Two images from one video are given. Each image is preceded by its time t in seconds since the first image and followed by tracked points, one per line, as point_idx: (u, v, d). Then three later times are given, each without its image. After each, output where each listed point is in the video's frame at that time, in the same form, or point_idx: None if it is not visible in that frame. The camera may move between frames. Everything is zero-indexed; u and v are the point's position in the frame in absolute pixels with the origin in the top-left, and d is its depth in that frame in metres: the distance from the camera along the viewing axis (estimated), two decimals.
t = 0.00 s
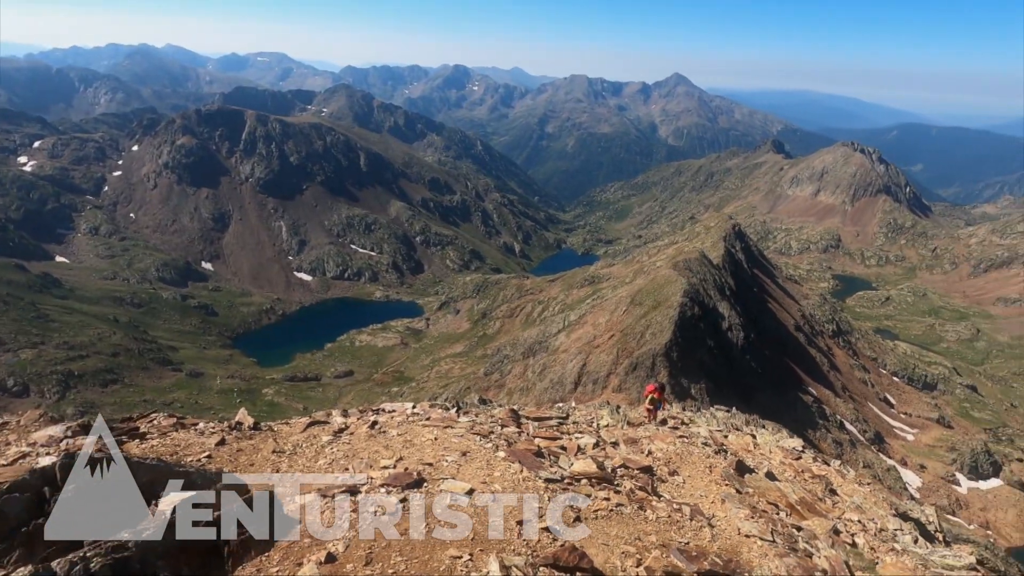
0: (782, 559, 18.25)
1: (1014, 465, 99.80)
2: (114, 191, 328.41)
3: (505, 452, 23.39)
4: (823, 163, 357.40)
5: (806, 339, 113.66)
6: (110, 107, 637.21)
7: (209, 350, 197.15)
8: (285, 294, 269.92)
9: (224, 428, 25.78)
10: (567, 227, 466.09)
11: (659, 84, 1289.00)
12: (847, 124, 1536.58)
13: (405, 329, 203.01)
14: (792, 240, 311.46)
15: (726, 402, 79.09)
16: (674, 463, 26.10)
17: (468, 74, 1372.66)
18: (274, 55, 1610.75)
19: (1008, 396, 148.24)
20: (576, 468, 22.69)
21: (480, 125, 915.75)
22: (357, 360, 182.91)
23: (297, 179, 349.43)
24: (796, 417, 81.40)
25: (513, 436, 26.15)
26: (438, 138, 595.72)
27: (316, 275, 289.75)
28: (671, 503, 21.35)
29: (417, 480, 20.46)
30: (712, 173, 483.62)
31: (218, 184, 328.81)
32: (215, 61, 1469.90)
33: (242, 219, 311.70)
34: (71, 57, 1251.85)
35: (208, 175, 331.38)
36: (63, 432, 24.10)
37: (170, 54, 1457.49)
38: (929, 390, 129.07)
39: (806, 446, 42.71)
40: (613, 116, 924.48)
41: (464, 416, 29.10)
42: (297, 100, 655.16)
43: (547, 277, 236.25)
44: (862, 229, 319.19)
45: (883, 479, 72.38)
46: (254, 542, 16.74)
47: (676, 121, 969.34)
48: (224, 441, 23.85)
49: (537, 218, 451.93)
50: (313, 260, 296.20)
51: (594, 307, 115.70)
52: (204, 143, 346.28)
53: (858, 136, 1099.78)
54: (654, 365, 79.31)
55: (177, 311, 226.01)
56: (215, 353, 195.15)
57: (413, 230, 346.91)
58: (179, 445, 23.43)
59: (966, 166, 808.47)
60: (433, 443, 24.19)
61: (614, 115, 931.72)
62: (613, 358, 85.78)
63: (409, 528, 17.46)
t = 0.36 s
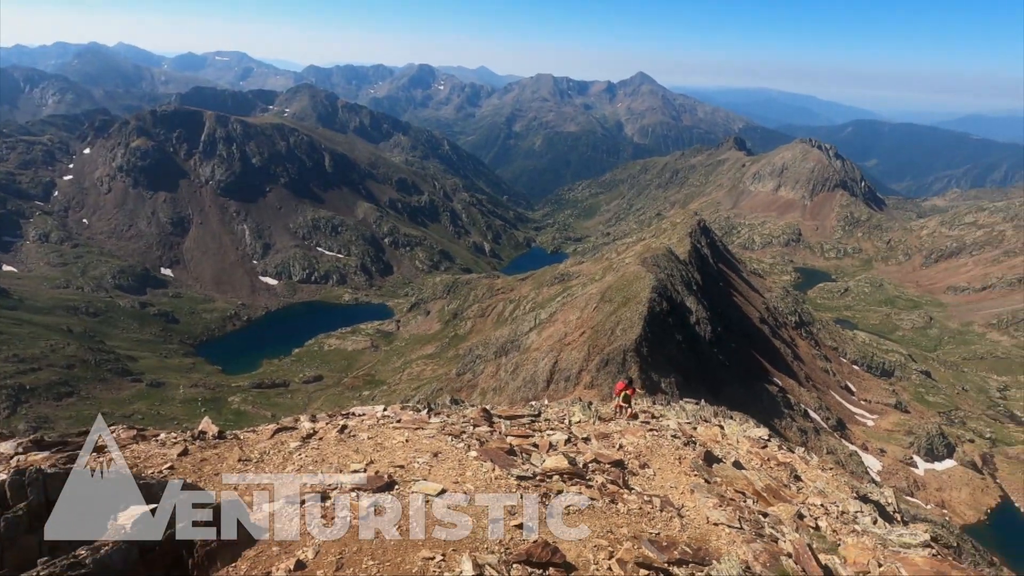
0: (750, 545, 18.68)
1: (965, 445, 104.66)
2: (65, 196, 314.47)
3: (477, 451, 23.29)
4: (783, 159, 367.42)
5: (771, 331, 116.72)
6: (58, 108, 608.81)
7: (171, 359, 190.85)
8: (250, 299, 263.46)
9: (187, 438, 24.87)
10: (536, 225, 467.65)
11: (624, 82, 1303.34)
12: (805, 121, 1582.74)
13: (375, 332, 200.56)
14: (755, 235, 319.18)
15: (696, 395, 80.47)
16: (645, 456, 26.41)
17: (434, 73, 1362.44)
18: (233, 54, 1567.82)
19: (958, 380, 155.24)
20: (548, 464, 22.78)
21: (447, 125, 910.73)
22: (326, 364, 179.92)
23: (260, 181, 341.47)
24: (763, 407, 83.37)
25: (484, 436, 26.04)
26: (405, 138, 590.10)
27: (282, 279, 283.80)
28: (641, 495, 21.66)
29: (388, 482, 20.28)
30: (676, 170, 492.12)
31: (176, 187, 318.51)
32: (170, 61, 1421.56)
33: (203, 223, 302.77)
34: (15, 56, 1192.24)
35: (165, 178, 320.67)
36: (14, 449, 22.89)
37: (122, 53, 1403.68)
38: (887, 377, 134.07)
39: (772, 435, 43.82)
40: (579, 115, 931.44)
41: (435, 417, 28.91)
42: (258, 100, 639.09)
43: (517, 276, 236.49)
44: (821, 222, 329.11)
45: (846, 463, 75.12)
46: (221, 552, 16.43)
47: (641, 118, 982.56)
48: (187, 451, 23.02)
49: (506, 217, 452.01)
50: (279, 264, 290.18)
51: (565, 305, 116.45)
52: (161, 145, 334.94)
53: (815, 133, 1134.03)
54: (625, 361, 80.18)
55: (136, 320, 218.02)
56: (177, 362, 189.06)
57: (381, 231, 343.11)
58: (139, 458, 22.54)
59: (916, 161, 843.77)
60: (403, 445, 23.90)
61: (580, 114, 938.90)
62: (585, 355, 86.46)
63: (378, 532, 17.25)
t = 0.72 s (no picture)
0: (720, 534, 19.03)
1: (924, 429, 108.87)
2: (15, 201, 300.80)
3: (450, 451, 23.15)
4: (748, 155, 375.79)
5: (739, 325, 119.29)
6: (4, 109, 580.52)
7: (134, 368, 184.53)
8: (215, 305, 256.80)
9: (149, 448, 23.97)
10: (507, 224, 468.02)
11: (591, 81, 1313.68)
12: (767, 119, 1622.13)
13: (346, 335, 197.79)
14: (722, 230, 325.82)
15: (667, 388, 81.58)
16: (617, 451, 26.67)
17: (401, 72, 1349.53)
18: (192, 53, 1522.33)
19: (916, 367, 161.43)
20: (522, 462, 22.83)
21: (415, 124, 903.48)
22: (296, 369, 176.70)
23: (223, 184, 333.07)
24: (733, 399, 84.96)
25: (458, 436, 25.92)
26: (372, 138, 583.24)
27: (249, 284, 277.53)
28: (615, 489, 21.87)
29: (361, 485, 20.06)
30: (645, 167, 498.86)
31: (135, 191, 308.09)
32: (125, 60, 1373.50)
33: (164, 227, 293.79)
34: None
35: (123, 181, 309.75)
36: None
37: (74, 52, 1350.33)
38: (850, 366, 138.40)
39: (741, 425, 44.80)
40: (548, 114, 935.80)
41: (408, 419, 28.62)
42: (219, 100, 621.79)
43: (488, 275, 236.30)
44: (784, 217, 337.63)
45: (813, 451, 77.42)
46: (188, 564, 16.03)
47: (609, 117, 993.23)
48: (151, 462, 22.19)
49: (478, 217, 451.20)
50: (245, 268, 283.75)
51: (538, 303, 116.82)
52: (118, 147, 323.40)
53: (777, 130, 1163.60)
54: (598, 357, 80.90)
55: (95, 328, 210.07)
56: (140, 371, 182.91)
57: (351, 233, 338.63)
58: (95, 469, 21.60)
59: (873, 157, 874.19)
60: (375, 449, 23.59)
61: (549, 113, 943.17)
62: (558, 352, 86.91)
63: (349, 537, 16.97)
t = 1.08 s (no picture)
0: (691, 523, 19.38)
1: (886, 414, 112.87)
2: None
3: (423, 452, 22.95)
4: (713, 152, 383.01)
5: (708, 318, 121.62)
6: None
7: (94, 379, 177.55)
8: (179, 311, 249.31)
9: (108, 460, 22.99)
10: (478, 223, 466.84)
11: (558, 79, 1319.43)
12: (730, 116, 1655.41)
13: (317, 338, 194.51)
14: (689, 226, 331.46)
15: (640, 383, 82.50)
16: (590, 446, 26.89)
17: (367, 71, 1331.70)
18: (147, 52, 1472.52)
19: (876, 354, 167.27)
20: (496, 460, 22.77)
21: (383, 124, 893.44)
22: (266, 374, 173.01)
23: (184, 187, 323.60)
24: (704, 392, 86.61)
25: (431, 437, 25.73)
26: (339, 138, 574.37)
27: (214, 289, 270.45)
28: (588, 484, 21.99)
29: (331, 489, 19.78)
30: (613, 165, 504.15)
31: (91, 195, 296.59)
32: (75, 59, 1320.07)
33: (123, 232, 283.83)
34: None
35: (77, 185, 297.76)
36: None
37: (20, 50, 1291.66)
38: (814, 356, 142.56)
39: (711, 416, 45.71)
40: (516, 112, 937.45)
41: (379, 421, 28.27)
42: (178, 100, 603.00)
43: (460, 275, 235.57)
44: (749, 212, 345.22)
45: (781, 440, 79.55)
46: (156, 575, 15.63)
47: (577, 115, 999.20)
48: (111, 474, 21.30)
49: (448, 216, 449.07)
50: (209, 273, 276.37)
51: (510, 301, 116.92)
52: (70, 150, 310.67)
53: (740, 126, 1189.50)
54: (572, 354, 81.53)
55: (51, 338, 201.45)
56: (100, 382, 176.02)
57: (319, 235, 333.12)
58: (53, 486, 20.61)
59: (831, 152, 902.24)
60: (346, 453, 23.20)
61: (518, 111, 944.85)
62: (532, 351, 87.15)
63: (322, 542, 16.77)
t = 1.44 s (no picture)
0: (666, 515, 19.62)
1: (853, 403, 116.16)
2: None
3: (399, 455, 22.71)
4: (683, 149, 388.77)
5: (682, 313, 123.44)
6: None
7: (55, 390, 170.85)
8: (145, 317, 242.20)
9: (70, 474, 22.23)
10: (452, 223, 464.85)
11: (530, 78, 1320.87)
12: (699, 114, 1682.83)
13: (290, 342, 191.26)
14: (662, 222, 336.15)
15: (616, 378, 83.17)
16: (567, 442, 26.99)
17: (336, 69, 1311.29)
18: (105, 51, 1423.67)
19: (843, 345, 172.09)
20: (473, 460, 22.67)
21: (353, 124, 882.12)
22: (238, 381, 169.31)
23: (148, 189, 314.48)
24: (679, 385, 87.83)
25: (406, 438, 25.51)
26: (309, 138, 565.34)
27: (181, 294, 263.62)
28: (565, 480, 22.11)
29: (305, 493, 19.48)
30: (586, 163, 507.92)
31: (48, 199, 285.57)
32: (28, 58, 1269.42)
33: (84, 236, 274.21)
34: None
35: (33, 188, 286.34)
36: None
37: None
38: (784, 347, 145.85)
39: (685, 409, 46.30)
40: (489, 111, 936.87)
41: (354, 424, 27.98)
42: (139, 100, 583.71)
43: (435, 275, 234.50)
44: (720, 208, 351.28)
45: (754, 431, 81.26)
46: None
47: (549, 113, 1003.07)
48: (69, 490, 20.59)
49: (422, 216, 446.09)
50: (176, 278, 269.24)
51: (486, 300, 116.75)
52: (25, 152, 298.58)
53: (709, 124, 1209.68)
54: (548, 352, 81.91)
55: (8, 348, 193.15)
56: (62, 392, 169.17)
57: (290, 237, 327.66)
58: (11, 505, 19.89)
59: (797, 149, 925.22)
60: (321, 457, 22.79)
61: (491, 110, 944.11)
62: (509, 349, 87.19)
63: (295, 548, 16.50)
